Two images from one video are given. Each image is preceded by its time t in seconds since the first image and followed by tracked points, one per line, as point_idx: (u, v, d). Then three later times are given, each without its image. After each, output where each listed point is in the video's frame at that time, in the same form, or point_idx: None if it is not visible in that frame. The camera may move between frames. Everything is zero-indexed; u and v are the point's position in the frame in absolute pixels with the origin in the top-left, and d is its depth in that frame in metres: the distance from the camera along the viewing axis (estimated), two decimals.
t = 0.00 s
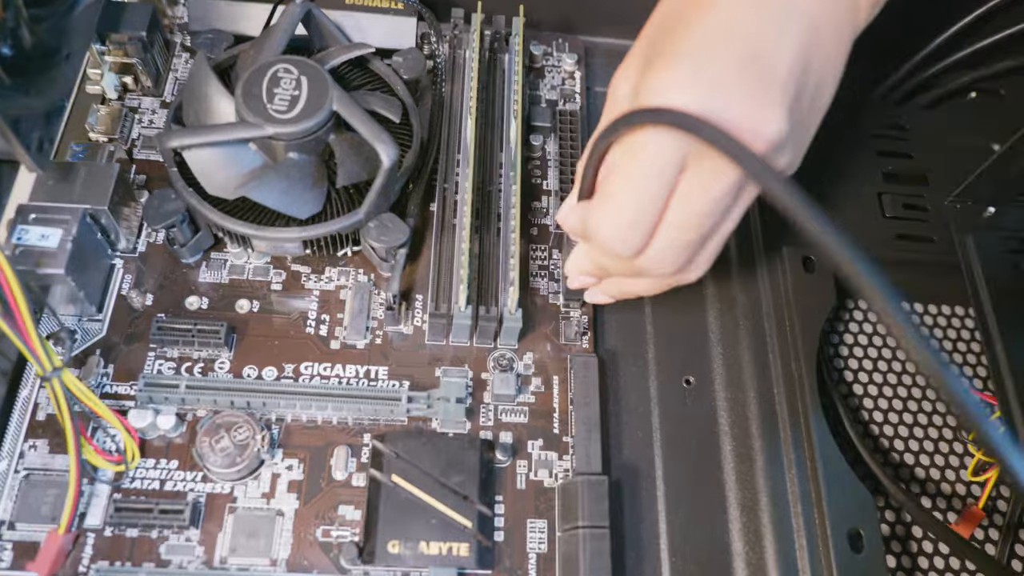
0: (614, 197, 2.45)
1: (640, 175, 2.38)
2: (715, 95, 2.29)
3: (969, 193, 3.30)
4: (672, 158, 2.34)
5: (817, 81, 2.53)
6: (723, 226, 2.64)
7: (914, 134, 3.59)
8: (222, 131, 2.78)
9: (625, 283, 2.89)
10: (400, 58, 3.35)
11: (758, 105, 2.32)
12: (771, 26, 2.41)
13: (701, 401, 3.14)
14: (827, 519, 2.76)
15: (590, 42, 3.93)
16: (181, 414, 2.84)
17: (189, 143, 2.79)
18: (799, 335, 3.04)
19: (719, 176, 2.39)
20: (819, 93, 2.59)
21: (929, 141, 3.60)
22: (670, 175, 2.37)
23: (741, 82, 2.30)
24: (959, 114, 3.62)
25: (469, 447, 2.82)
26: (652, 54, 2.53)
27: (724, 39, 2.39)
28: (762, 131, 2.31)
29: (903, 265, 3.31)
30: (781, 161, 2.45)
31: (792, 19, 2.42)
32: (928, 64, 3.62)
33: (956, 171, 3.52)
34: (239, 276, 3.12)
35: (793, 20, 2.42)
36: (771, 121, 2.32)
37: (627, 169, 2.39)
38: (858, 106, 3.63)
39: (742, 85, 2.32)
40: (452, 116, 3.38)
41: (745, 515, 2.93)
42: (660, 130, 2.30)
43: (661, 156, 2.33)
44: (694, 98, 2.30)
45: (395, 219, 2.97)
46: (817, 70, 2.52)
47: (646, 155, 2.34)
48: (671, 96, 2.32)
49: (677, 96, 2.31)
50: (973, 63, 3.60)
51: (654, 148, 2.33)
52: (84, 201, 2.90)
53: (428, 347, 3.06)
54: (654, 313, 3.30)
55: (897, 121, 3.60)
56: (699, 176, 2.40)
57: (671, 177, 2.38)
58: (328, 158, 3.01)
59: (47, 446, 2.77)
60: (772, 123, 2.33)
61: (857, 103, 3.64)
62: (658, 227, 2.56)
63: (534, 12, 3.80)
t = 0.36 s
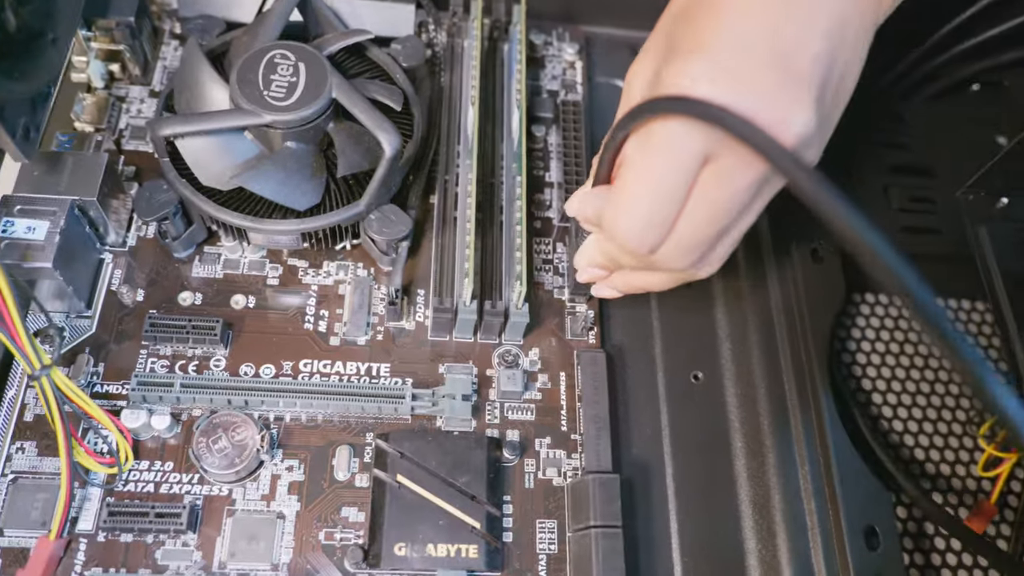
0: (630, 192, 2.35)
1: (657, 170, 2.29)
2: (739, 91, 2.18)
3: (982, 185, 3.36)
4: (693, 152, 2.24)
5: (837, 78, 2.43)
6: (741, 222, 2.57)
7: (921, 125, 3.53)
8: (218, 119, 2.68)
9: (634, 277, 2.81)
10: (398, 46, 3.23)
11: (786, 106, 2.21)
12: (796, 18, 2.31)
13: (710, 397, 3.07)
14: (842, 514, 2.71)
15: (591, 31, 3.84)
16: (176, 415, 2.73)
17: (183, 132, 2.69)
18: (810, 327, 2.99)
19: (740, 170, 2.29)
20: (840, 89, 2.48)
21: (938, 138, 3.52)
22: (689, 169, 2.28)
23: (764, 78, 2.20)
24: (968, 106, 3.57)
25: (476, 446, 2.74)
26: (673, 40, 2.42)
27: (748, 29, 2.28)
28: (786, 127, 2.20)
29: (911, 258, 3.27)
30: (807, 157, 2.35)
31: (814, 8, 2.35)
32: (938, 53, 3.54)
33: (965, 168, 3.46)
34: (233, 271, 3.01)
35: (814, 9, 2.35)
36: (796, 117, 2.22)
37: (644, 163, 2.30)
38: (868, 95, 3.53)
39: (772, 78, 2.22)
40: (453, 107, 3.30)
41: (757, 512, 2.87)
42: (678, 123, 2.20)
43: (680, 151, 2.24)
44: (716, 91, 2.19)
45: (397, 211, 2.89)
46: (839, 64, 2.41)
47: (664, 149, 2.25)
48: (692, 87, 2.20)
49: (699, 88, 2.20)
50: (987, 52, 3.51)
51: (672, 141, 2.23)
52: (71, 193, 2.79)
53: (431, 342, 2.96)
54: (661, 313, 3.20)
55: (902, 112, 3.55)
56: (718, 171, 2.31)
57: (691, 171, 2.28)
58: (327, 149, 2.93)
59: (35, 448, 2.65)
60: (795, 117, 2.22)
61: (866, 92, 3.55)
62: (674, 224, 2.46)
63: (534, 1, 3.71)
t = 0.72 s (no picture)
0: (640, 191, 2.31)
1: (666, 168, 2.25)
2: (745, 88, 2.15)
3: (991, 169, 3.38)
4: (702, 152, 2.20)
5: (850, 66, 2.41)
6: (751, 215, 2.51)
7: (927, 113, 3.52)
8: (226, 111, 2.67)
9: (644, 271, 2.78)
10: (404, 37, 3.20)
11: (801, 97, 2.18)
12: (808, 5, 2.29)
13: (721, 386, 3.04)
14: (854, 502, 2.70)
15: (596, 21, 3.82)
16: (184, 408, 2.71)
17: (189, 124, 2.67)
18: (818, 314, 2.98)
19: (750, 168, 2.24)
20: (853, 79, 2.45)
21: (943, 127, 3.47)
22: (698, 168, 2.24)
23: (774, 76, 2.17)
24: (970, 93, 3.53)
25: (487, 437, 2.73)
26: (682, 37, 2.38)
27: (758, 25, 2.24)
28: (800, 124, 2.16)
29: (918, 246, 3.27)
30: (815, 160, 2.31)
31: None
32: (943, 39, 3.55)
33: (972, 154, 3.40)
34: (240, 263, 3.00)
35: None
36: (809, 111, 2.18)
37: (653, 161, 2.25)
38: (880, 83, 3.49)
39: (784, 70, 2.19)
40: (460, 97, 3.27)
41: (769, 501, 2.85)
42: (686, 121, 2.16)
43: (689, 148, 2.20)
44: (725, 89, 2.15)
45: (405, 202, 2.86)
46: (852, 54, 2.39)
47: (674, 146, 2.21)
48: (699, 84, 2.16)
49: (707, 86, 2.16)
50: (994, 36, 3.52)
51: (681, 139, 2.19)
52: (77, 186, 2.77)
53: (439, 334, 2.95)
54: (670, 310, 3.17)
55: (910, 100, 3.54)
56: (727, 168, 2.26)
57: (700, 170, 2.25)
58: (335, 140, 2.92)
59: (43, 443, 2.64)
60: (811, 106, 2.18)
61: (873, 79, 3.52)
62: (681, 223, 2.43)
63: None
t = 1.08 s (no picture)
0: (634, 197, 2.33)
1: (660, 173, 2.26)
2: (743, 98, 2.15)
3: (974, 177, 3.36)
4: (696, 159, 2.20)
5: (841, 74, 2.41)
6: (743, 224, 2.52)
7: (916, 127, 3.54)
8: (215, 120, 2.63)
9: (638, 279, 2.79)
10: (395, 49, 3.21)
11: (790, 102, 2.19)
12: (799, 9, 2.30)
13: (711, 397, 3.05)
14: (848, 511, 2.69)
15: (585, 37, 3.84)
16: (168, 422, 2.65)
17: (178, 133, 2.63)
18: (810, 321, 2.97)
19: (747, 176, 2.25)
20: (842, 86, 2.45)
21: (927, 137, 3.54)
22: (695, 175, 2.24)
23: (762, 84, 2.18)
24: (954, 106, 3.63)
25: (477, 449, 2.68)
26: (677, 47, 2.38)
27: (750, 37, 2.24)
28: (795, 134, 2.19)
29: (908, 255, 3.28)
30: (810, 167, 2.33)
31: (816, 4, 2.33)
32: (929, 51, 3.57)
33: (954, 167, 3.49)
34: (227, 275, 2.95)
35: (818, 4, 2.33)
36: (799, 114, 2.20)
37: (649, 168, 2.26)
38: (866, 94, 3.50)
39: (773, 73, 2.20)
40: (451, 110, 3.27)
41: (764, 513, 2.83)
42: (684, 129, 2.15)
43: (686, 156, 2.20)
44: (723, 100, 2.16)
45: (396, 212, 2.84)
46: (843, 60, 2.39)
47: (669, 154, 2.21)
48: (698, 95, 2.17)
49: (705, 97, 2.17)
50: (974, 51, 3.60)
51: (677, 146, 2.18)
52: (64, 194, 2.73)
53: (429, 345, 2.91)
54: (660, 309, 3.19)
55: (898, 114, 3.56)
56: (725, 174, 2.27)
57: (694, 176, 2.25)
58: (325, 150, 2.88)
59: (21, 458, 2.57)
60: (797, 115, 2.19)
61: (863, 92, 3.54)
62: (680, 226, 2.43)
63: (528, 7, 3.71)
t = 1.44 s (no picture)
0: (571, 185, 2.34)
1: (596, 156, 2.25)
2: (680, 82, 2.15)
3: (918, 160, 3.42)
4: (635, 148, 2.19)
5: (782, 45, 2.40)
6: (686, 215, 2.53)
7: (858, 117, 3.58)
8: (144, 99, 2.54)
9: (583, 267, 2.80)
10: (334, 36, 3.19)
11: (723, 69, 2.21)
12: None
13: (664, 383, 3.00)
14: (804, 491, 2.68)
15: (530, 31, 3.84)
16: (97, 414, 2.52)
17: (104, 112, 2.53)
18: (760, 306, 2.99)
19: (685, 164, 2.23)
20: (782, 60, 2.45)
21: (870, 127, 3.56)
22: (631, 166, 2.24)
23: (702, 61, 2.19)
24: (895, 103, 3.63)
25: (424, 434, 2.60)
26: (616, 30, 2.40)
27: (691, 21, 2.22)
28: (738, 126, 2.17)
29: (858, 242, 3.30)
30: (756, 158, 2.33)
31: None
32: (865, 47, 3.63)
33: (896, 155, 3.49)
34: (161, 264, 2.85)
35: None
36: (745, 111, 2.18)
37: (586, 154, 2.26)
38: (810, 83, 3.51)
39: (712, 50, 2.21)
40: (394, 98, 3.21)
41: (718, 497, 2.78)
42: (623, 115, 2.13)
43: (625, 140, 2.17)
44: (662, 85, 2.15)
45: (336, 194, 2.78)
46: (793, 42, 2.39)
47: (606, 137, 2.18)
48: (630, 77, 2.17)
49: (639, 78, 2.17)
50: (910, 48, 3.64)
51: (615, 130, 2.16)
52: None
53: (373, 333, 2.83)
54: (610, 297, 3.13)
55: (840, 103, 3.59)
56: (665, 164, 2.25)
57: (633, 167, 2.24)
58: (262, 134, 2.79)
59: None
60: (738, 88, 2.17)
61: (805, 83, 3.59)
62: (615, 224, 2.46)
63: None
